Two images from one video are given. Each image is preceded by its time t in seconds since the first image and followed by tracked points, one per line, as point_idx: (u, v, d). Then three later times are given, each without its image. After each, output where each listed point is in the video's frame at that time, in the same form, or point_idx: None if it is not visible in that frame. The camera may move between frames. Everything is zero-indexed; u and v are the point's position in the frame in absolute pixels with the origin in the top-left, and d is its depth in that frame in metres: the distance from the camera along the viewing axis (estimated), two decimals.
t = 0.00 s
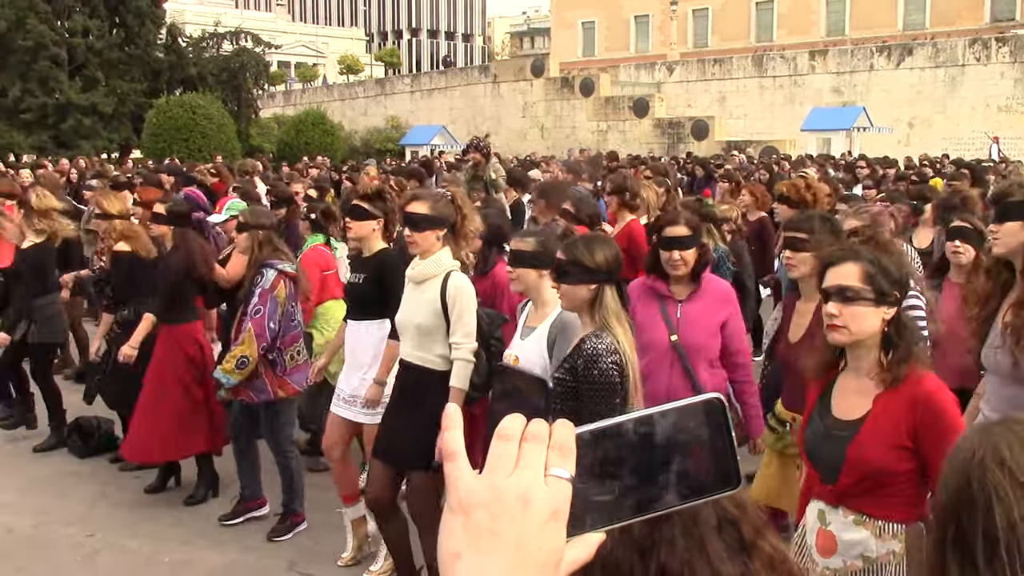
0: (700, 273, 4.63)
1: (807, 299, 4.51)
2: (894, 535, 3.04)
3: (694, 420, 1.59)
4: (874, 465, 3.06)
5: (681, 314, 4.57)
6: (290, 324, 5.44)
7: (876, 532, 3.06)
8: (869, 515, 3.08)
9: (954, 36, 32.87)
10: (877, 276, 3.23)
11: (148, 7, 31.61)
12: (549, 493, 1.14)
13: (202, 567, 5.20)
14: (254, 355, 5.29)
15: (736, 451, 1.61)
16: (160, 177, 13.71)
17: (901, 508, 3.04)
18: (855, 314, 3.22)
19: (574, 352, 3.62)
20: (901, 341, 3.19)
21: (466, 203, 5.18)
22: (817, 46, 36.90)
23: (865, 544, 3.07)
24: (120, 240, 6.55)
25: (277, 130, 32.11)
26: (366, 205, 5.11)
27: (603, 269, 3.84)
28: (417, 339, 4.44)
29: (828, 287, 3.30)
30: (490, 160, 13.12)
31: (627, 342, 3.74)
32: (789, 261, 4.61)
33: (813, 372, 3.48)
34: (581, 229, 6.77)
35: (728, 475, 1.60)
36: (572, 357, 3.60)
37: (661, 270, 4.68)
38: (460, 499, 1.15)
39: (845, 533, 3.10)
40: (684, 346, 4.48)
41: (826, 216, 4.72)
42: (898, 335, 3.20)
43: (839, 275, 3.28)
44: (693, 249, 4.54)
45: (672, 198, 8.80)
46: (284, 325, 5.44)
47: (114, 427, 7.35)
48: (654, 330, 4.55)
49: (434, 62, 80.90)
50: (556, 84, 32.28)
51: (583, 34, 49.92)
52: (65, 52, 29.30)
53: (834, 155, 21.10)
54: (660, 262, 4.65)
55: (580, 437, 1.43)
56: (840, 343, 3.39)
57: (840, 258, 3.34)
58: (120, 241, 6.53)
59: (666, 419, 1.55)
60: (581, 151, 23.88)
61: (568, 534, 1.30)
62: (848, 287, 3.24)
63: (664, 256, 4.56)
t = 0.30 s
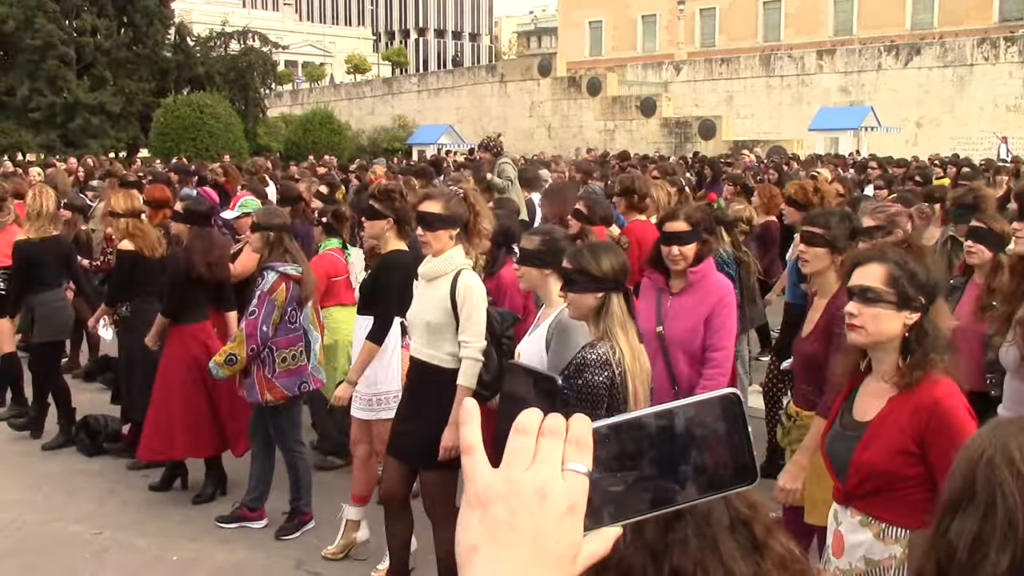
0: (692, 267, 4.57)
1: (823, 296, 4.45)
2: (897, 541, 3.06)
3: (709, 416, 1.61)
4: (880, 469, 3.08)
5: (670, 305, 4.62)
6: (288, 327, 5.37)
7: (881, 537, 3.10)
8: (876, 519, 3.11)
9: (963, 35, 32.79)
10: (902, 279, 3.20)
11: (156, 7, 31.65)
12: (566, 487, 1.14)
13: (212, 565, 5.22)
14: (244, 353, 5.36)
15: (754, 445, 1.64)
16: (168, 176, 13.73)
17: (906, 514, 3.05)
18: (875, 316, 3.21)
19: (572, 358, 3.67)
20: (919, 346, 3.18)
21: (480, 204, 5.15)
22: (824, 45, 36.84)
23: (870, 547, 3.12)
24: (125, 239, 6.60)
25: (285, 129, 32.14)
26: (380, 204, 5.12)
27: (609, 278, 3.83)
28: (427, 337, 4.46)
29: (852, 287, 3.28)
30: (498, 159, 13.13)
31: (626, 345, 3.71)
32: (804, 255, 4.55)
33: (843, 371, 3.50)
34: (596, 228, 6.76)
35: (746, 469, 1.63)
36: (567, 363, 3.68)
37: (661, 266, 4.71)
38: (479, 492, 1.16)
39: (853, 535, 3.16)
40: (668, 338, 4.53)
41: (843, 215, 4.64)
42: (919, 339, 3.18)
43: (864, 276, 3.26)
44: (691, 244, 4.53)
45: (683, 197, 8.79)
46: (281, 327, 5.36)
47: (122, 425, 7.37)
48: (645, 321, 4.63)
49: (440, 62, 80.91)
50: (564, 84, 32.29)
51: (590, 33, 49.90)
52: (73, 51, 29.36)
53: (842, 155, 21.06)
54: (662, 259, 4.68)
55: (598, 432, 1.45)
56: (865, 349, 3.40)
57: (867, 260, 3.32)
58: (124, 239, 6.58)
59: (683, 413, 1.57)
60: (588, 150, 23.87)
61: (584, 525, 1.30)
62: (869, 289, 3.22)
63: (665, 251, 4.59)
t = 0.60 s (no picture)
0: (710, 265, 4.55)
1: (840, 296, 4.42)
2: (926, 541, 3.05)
3: (740, 411, 1.61)
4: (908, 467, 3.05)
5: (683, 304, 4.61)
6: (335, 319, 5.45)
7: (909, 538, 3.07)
8: (905, 519, 3.09)
9: (990, 33, 32.46)
10: (925, 278, 3.18)
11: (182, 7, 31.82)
12: (596, 483, 1.15)
13: (235, 562, 5.24)
14: (307, 354, 5.37)
15: (785, 440, 1.64)
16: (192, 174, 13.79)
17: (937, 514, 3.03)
18: (898, 314, 3.19)
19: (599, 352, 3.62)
20: (944, 344, 3.15)
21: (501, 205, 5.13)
22: (850, 45, 36.56)
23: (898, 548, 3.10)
24: (155, 234, 6.67)
25: (308, 129, 32.28)
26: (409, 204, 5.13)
27: (637, 269, 3.84)
28: (451, 335, 4.45)
29: (873, 285, 3.27)
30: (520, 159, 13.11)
31: (657, 338, 3.70)
32: (823, 257, 4.51)
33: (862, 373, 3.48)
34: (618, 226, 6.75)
35: (777, 464, 1.62)
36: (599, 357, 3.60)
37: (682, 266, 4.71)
38: (508, 489, 1.16)
39: (882, 536, 3.14)
40: (677, 337, 4.52)
41: (860, 215, 4.63)
42: (941, 338, 3.16)
43: (884, 274, 3.25)
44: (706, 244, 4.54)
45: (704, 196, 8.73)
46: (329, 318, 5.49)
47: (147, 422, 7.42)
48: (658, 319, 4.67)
49: (462, 61, 80.90)
50: (586, 83, 32.22)
51: (613, 32, 49.80)
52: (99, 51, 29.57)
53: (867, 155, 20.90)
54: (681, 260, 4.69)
55: (628, 429, 1.45)
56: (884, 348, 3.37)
57: (888, 258, 3.30)
58: (154, 235, 6.66)
59: (714, 408, 1.58)
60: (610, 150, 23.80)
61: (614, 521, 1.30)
62: (892, 287, 3.21)
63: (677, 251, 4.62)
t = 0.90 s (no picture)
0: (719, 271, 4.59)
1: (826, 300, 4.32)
2: (918, 531, 3.00)
3: (752, 416, 1.62)
4: (909, 460, 2.99)
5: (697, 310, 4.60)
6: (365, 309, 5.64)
7: (902, 529, 3.00)
8: (897, 512, 3.01)
9: (1007, 31, 32.28)
10: (914, 278, 3.15)
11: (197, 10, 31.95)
12: (606, 488, 1.15)
13: (249, 564, 5.26)
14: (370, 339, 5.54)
15: (796, 444, 1.65)
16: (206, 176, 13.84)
17: (927, 504, 3.01)
18: (890, 312, 3.13)
19: (638, 356, 3.55)
20: (929, 342, 3.12)
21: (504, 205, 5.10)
22: (866, 44, 36.40)
23: (891, 541, 3.01)
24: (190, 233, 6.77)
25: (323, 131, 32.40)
26: (414, 206, 5.14)
27: (649, 273, 3.82)
28: (464, 334, 4.45)
29: (858, 283, 3.22)
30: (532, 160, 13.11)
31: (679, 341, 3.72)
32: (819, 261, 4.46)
33: (822, 365, 3.38)
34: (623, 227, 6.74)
35: (789, 470, 1.63)
36: (636, 362, 3.53)
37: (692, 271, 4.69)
38: (518, 495, 1.16)
39: (872, 531, 3.03)
40: (694, 344, 4.50)
41: (852, 222, 4.68)
42: (926, 335, 3.13)
43: (870, 273, 3.20)
44: (715, 248, 4.52)
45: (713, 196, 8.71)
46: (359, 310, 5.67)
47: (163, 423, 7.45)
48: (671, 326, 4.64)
49: (477, 62, 80.95)
50: (600, 84, 32.20)
51: (627, 33, 49.75)
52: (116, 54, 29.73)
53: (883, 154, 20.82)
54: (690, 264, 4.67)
55: (639, 433, 1.43)
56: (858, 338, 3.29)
57: (874, 255, 3.25)
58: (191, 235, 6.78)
59: (726, 412, 1.58)
60: (624, 151, 23.76)
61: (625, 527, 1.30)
62: (885, 284, 3.14)
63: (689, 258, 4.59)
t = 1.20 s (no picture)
0: (737, 270, 4.59)
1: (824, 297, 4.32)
2: (907, 518, 3.01)
3: (754, 420, 1.63)
4: (903, 452, 3.00)
5: (719, 310, 4.58)
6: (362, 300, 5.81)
7: (893, 517, 2.99)
8: (888, 502, 3.00)
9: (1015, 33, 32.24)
10: (903, 276, 3.18)
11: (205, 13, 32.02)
12: (610, 493, 1.16)
13: (255, 566, 5.27)
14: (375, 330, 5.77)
15: (800, 450, 1.64)
16: (212, 179, 13.87)
17: (910, 492, 3.03)
18: (883, 310, 3.13)
19: (652, 362, 3.57)
20: (909, 339, 3.18)
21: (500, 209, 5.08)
22: (873, 46, 36.34)
23: (885, 531, 2.98)
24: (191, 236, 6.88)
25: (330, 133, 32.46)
26: (416, 205, 5.14)
27: (651, 278, 3.80)
28: (467, 335, 4.44)
29: (843, 282, 3.22)
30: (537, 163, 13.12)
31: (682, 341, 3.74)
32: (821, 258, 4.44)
33: (793, 359, 3.34)
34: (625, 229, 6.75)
35: (791, 473, 1.63)
36: (655, 369, 3.55)
37: (704, 271, 4.69)
38: (522, 501, 1.16)
39: (867, 522, 2.99)
40: (721, 342, 4.49)
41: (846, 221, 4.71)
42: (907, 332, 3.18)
43: (857, 271, 3.20)
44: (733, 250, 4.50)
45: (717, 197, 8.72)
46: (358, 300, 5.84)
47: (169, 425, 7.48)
48: (692, 328, 4.58)
49: (483, 65, 80.98)
50: (607, 86, 32.19)
51: (633, 35, 49.76)
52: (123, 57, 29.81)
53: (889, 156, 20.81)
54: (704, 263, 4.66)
55: (641, 439, 1.44)
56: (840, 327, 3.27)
57: (862, 253, 3.25)
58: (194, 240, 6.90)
59: (728, 417, 1.59)
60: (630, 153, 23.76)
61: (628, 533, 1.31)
62: (877, 283, 3.14)
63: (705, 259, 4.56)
